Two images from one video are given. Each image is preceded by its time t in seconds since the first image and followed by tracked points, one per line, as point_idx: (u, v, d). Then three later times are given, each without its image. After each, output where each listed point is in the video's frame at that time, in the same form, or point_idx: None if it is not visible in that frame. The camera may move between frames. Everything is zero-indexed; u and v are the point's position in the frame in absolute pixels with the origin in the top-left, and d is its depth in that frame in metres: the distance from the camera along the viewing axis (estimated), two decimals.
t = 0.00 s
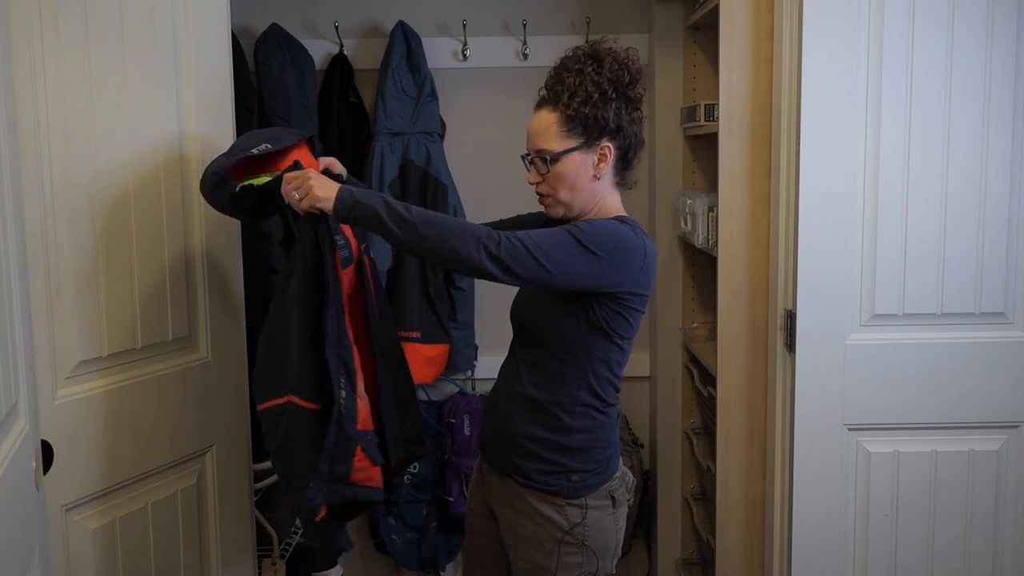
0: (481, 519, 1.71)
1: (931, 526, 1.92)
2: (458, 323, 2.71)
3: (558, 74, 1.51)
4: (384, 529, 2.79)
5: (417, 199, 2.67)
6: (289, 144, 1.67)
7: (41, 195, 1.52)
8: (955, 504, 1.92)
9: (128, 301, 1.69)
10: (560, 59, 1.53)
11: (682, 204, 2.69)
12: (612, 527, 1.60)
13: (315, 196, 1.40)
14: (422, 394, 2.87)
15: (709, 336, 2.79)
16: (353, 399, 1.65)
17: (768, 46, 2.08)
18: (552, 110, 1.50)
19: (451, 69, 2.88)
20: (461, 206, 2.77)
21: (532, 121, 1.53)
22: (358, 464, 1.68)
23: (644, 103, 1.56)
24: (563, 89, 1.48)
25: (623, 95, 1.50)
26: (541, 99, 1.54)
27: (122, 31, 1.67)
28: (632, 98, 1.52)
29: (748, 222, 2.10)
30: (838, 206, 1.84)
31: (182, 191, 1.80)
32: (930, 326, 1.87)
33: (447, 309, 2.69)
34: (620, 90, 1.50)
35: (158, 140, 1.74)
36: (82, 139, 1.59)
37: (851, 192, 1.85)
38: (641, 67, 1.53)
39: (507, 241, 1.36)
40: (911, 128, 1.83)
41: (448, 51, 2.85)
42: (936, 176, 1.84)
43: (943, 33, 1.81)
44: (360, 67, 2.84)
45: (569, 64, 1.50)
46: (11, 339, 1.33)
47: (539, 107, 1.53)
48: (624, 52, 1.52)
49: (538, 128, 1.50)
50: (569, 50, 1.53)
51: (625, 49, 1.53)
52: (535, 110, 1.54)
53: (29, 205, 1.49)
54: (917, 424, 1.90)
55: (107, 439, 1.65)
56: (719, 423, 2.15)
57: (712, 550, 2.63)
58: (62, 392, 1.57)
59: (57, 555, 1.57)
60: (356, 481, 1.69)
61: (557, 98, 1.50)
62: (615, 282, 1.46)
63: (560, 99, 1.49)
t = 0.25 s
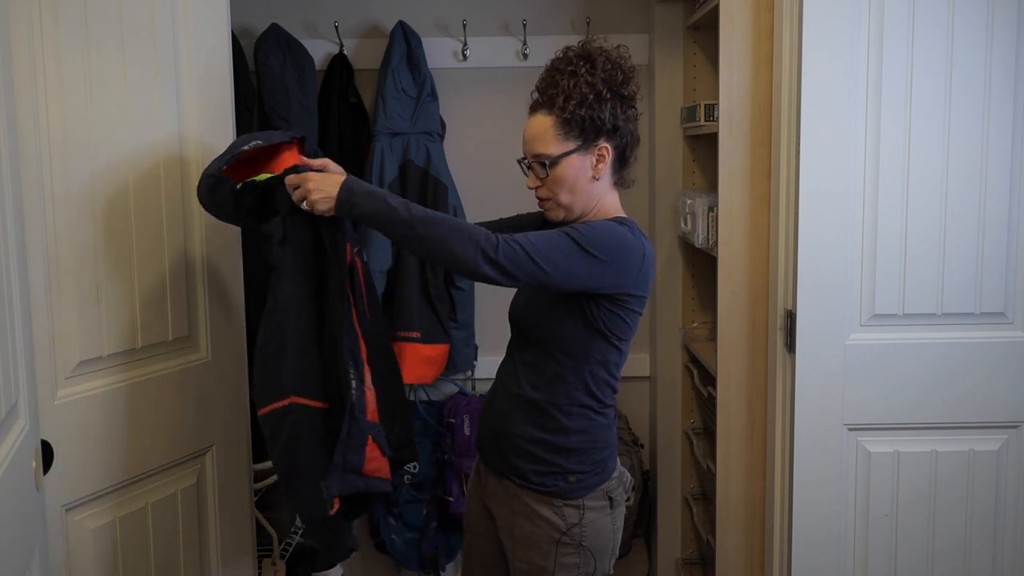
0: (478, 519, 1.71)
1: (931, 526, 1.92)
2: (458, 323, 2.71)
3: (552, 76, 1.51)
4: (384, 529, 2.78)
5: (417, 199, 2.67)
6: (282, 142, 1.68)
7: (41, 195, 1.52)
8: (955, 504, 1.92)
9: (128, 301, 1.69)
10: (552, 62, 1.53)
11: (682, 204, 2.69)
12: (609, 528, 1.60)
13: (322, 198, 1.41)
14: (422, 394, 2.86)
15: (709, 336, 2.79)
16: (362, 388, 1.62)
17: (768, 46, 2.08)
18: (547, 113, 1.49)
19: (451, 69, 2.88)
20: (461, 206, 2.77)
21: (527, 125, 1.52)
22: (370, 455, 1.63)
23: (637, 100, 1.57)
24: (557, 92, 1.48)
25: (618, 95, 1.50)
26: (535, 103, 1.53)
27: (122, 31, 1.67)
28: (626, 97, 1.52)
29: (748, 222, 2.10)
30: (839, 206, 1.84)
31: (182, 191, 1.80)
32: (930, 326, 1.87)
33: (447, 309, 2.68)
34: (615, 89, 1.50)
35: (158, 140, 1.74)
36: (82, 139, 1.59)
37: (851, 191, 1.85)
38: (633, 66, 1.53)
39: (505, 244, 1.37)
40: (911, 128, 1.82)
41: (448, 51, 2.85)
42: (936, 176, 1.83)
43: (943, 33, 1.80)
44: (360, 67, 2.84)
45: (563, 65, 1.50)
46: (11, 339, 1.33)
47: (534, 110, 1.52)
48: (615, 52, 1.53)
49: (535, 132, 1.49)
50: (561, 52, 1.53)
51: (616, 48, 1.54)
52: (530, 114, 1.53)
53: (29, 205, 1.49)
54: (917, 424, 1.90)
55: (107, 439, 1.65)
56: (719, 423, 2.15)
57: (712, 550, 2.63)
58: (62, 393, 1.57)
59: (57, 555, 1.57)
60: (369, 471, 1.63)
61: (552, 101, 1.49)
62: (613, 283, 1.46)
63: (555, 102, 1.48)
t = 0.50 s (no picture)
0: (478, 519, 1.71)
1: (931, 526, 1.92)
2: (458, 323, 2.71)
3: (551, 77, 1.51)
4: (384, 529, 2.79)
5: (417, 199, 2.67)
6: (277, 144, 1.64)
7: (41, 194, 1.52)
8: (955, 504, 1.92)
9: (128, 300, 1.70)
10: (552, 61, 1.53)
11: (682, 204, 2.69)
12: (608, 529, 1.60)
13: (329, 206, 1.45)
14: (422, 394, 2.85)
15: (709, 336, 2.79)
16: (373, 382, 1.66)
17: (768, 46, 2.08)
18: (547, 114, 1.49)
19: (451, 69, 2.88)
20: (461, 206, 2.77)
21: (526, 125, 1.52)
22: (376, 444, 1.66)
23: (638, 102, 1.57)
24: (556, 92, 1.48)
25: (618, 95, 1.50)
26: (534, 103, 1.53)
27: (122, 31, 1.67)
28: (626, 99, 1.52)
29: (748, 222, 2.10)
30: (839, 205, 1.84)
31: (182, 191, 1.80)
32: (930, 326, 1.87)
33: (447, 309, 2.68)
34: (614, 90, 1.50)
35: (159, 140, 1.74)
36: (82, 139, 1.59)
37: (851, 191, 1.85)
38: (633, 66, 1.53)
39: (500, 244, 1.37)
40: (911, 128, 1.83)
41: (448, 51, 2.85)
42: (936, 176, 1.84)
43: (943, 34, 1.81)
44: (360, 67, 2.84)
45: (562, 66, 1.50)
46: (11, 339, 1.33)
47: (534, 110, 1.52)
48: (615, 52, 1.53)
49: (534, 133, 1.49)
50: (560, 52, 1.53)
51: (617, 48, 1.54)
52: (529, 114, 1.53)
53: (29, 204, 1.49)
54: (916, 424, 1.90)
55: (107, 439, 1.65)
56: (718, 423, 2.15)
57: (712, 550, 2.63)
58: (62, 393, 1.57)
59: (58, 555, 1.57)
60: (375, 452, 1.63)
61: (551, 102, 1.49)
62: (612, 284, 1.46)
63: (554, 103, 1.48)
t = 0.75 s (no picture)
0: (478, 520, 1.71)
1: (931, 526, 1.92)
2: (458, 323, 2.71)
3: (544, 79, 1.51)
4: (384, 529, 2.79)
5: (417, 199, 2.67)
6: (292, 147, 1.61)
7: (41, 194, 1.52)
8: (955, 504, 1.92)
9: (127, 300, 1.70)
10: (545, 63, 1.53)
11: (682, 204, 2.69)
12: (609, 528, 1.60)
13: (339, 205, 1.46)
14: (422, 394, 2.85)
15: (709, 336, 2.79)
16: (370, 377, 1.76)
17: (768, 46, 2.08)
18: (541, 116, 1.49)
19: (451, 69, 2.88)
20: (461, 206, 2.77)
21: (521, 127, 1.52)
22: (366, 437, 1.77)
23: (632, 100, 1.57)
24: (550, 94, 1.47)
25: (612, 95, 1.50)
26: (529, 105, 1.53)
27: (122, 30, 1.67)
28: (620, 98, 1.52)
29: (748, 222, 2.10)
30: (839, 205, 1.84)
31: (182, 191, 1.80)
32: (930, 326, 1.87)
33: (447, 309, 2.69)
34: (608, 89, 1.50)
35: (158, 139, 1.74)
36: (82, 139, 1.59)
37: (851, 191, 1.85)
38: (627, 66, 1.53)
39: (496, 247, 1.37)
40: (911, 128, 1.82)
41: (448, 51, 2.85)
42: (936, 176, 1.84)
43: (943, 34, 1.81)
44: (360, 67, 2.84)
45: (555, 67, 1.50)
46: (11, 339, 1.33)
47: (529, 113, 1.52)
48: (607, 51, 1.53)
49: (530, 135, 1.49)
50: (553, 54, 1.53)
51: (609, 47, 1.54)
52: (524, 116, 1.53)
53: (29, 205, 1.49)
54: (917, 424, 1.90)
55: (107, 439, 1.65)
56: (718, 423, 2.15)
57: (712, 550, 2.63)
58: (62, 393, 1.57)
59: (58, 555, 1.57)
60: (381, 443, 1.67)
61: (545, 103, 1.49)
62: (609, 284, 1.46)
63: (549, 105, 1.48)
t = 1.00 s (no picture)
0: (480, 519, 1.71)
1: (931, 526, 1.92)
2: (458, 323, 2.71)
3: (530, 84, 1.50)
4: (384, 529, 2.79)
5: (417, 199, 2.67)
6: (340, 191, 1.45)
7: (42, 195, 1.52)
8: (955, 504, 1.92)
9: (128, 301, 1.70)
10: (529, 68, 1.53)
11: (682, 204, 2.69)
12: (612, 525, 1.60)
13: (334, 216, 1.38)
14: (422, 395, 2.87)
15: (709, 336, 2.79)
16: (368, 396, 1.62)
17: (768, 46, 2.08)
18: (530, 124, 1.49)
19: (451, 69, 2.88)
20: (461, 207, 2.77)
21: (511, 136, 1.51)
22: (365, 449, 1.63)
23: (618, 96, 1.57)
24: (538, 102, 1.47)
25: (599, 95, 1.51)
26: (516, 112, 1.53)
27: (122, 30, 1.67)
28: (608, 96, 1.52)
29: (748, 223, 2.10)
30: (839, 205, 1.84)
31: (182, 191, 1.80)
32: (930, 326, 1.87)
33: (447, 309, 2.68)
34: (595, 90, 1.50)
35: (158, 139, 1.74)
36: (82, 139, 1.59)
37: (852, 191, 1.84)
38: (610, 64, 1.53)
39: (508, 268, 1.36)
40: (911, 128, 1.82)
41: (448, 51, 2.85)
42: (936, 176, 1.84)
43: (943, 34, 1.81)
44: (360, 68, 2.84)
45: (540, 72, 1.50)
46: (11, 339, 1.33)
47: (517, 120, 1.51)
48: (589, 51, 1.53)
49: (521, 144, 1.49)
50: (536, 58, 1.52)
51: (590, 47, 1.54)
52: (512, 125, 1.52)
53: (30, 205, 1.49)
54: (916, 424, 1.90)
55: (108, 439, 1.65)
56: (718, 423, 2.15)
57: (712, 550, 2.63)
58: (62, 392, 1.57)
59: (58, 555, 1.57)
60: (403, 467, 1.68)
61: (533, 111, 1.48)
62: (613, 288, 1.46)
63: (537, 111, 1.48)
